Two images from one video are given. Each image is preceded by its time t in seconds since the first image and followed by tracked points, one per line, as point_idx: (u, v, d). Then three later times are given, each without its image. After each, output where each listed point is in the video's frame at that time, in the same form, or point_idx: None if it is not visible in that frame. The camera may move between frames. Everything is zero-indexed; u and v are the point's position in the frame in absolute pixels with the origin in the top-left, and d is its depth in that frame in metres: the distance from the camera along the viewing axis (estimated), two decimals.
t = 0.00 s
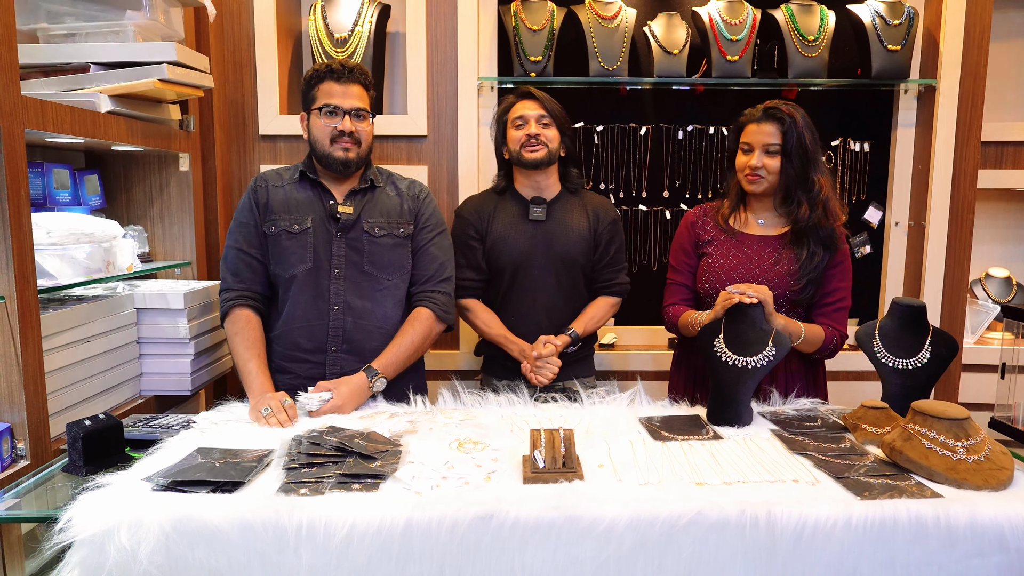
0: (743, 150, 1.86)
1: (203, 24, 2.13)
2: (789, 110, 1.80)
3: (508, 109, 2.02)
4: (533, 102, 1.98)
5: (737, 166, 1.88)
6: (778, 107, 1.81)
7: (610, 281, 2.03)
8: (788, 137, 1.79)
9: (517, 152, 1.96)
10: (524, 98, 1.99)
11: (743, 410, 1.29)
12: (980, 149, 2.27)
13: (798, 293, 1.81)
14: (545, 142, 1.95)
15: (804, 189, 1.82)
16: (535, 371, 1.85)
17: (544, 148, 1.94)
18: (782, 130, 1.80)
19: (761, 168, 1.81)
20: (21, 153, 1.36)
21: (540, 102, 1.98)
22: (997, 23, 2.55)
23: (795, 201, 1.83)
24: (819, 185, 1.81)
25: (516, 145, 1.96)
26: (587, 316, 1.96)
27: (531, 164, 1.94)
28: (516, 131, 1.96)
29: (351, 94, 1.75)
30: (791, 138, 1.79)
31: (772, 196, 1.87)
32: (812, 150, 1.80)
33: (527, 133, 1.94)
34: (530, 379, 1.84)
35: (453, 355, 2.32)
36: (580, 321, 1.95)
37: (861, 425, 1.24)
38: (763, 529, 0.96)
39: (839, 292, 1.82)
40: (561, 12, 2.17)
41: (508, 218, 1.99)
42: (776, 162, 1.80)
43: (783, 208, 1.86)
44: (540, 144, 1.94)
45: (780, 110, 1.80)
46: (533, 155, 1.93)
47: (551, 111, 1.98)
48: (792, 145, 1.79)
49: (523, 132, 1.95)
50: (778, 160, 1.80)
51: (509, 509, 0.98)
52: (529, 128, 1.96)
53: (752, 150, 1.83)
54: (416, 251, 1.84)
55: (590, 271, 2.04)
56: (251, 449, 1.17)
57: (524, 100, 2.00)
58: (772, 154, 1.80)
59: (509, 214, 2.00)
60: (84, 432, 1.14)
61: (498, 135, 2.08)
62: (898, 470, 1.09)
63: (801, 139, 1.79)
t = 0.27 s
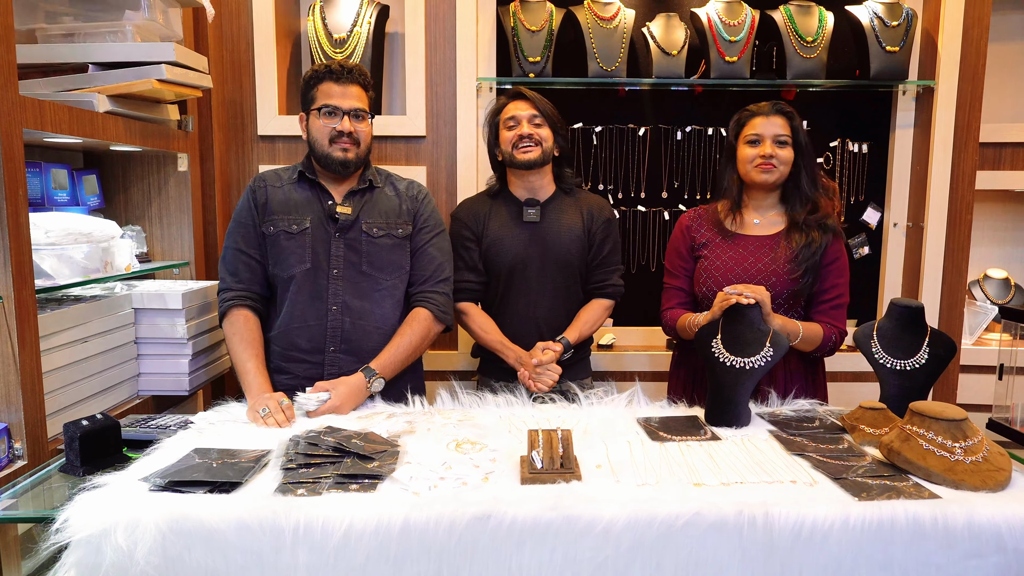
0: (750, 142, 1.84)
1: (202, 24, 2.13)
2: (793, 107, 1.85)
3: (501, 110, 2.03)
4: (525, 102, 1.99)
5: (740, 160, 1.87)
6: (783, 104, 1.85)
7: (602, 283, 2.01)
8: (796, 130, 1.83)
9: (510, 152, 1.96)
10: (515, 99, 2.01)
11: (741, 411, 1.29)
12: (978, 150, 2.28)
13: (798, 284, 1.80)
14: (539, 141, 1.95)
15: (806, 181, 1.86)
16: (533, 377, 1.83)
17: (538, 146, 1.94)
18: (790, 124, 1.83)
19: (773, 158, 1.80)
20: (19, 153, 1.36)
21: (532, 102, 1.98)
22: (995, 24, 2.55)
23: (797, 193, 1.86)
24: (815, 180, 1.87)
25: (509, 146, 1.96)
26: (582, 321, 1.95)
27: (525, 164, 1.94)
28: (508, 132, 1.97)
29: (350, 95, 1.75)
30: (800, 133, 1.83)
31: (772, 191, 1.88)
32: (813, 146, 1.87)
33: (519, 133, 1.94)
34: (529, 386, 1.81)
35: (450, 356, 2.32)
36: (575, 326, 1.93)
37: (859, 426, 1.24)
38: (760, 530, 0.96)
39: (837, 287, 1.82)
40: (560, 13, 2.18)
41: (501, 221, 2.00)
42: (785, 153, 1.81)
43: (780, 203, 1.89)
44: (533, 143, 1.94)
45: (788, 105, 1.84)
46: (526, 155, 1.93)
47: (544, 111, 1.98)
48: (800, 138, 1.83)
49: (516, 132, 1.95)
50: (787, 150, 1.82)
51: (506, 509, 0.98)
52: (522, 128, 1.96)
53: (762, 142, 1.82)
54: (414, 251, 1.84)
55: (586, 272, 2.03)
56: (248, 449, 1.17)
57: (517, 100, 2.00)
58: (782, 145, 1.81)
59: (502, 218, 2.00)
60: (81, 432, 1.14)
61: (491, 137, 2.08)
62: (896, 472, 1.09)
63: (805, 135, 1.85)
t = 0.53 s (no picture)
0: (725, 146, 1.87)
1: (198, 21, 2.12)
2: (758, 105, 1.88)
3: (496, 109, 2.04)
4: (519, 101, 1.99)
5: (721, 165, 1.88)
6: (750, 104, 1.88)
7: (600, 283, 2.01)
8: (767, 125, 1.85)
9: (505, 151, 1.95)
10: (510, 97, 2.01)
11: (738, 410, 1.29)
12: (975, 149, 2.28)
13: (796, 277, 1.80)
14: (534, 140, 1.94)
15: (788, 174, 1.86)
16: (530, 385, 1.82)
17: (534, 145, 1.93)
18: (759, 121, 1.85)
19: (751, 155, 1.81)
20: (13, 150, 1.35)
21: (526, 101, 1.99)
22: (992, 24, 2.56)
23: (783, 188, 1.87)
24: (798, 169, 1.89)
25: (504, 145, 1.96)
26: (579, 324, 1.96)
27: (520, 162, 1.93)
28: (503, 131, 1.96)
29: (347, 92, 1.75)
30: (771, 127, 1.85)
31: (760, 190, 1.89)
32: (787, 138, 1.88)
33: (514, 132, 1.94)
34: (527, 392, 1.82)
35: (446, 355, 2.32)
36: (571, 331, 1.94)
37: (855, 425, 1.24)
38: (757, 529, 0.96)
39: (834, 281, 1.82)
40: (557, 11, 2.17)
41: (498, 220, 2.00)
42: (763, 146, 1.82)
43: (771, 199, 1.90)
44: (529, 141, 1.94)
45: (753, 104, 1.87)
46: (521, 154, 1.93)
47: (538, 109, 1.99)
48: (772, 132, 1.85)
49: (511, 131, 1.95)
50: (763, 144, 1.82)
51: (502, 508, 0.97)
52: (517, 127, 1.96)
53: (736, 143, 1.84)
54: (410, 250, 1.84)
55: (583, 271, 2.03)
56: (243, 448, 1.17)
57: (510, 100, 2.01)
58: (757, 141, 1.83)
59: (498, 218, 2.00)
60: (75, 430, 1.14)
61: (486, 137, 2.09)
62: (893, 471, 1.09)
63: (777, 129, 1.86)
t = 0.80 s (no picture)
0: (716, 144, 1.88)
1: (190, 14, 2.10)
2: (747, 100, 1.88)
3: (486, 106, 2.02)
4: (508, 98, 1.97)
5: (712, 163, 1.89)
6: (739, 100, 1.88)
7: (595, 278, 2.01)
8: (758, 121, 1.85)
9: (500, 151, 1.95)
10: (499, 93, 2.00)
11: (731, 404, 1.29)
12: (967, 145, 2.29)
13: (789, 272, 1.81)
14: (528, 137, 1.94)
15: (780, 169, 1.86)
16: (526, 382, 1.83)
17: (528, 142, 1.93)
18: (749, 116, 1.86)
19: (741, 151, 1.82)
20: (4, 143, 1.34)
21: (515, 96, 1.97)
22: (985, 21, 2.57)
23: (775, 182, 1.87)
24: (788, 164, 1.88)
25: (498, 144, 1.96)
26: (574, 322, 1.96)
27: (516, 161, 1.94)
28: (497, 130, 1.96)
29: (340, 87, 1.74)
30: (762, 122, 1.85)
31: (752, 186, 1.89)
32: (778, 132, 1.88)
33: (507, 131, 1.94)
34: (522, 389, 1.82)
35: (440, 350, 2.31)
36: (566, 329, 1.94)
37: (849, 420, 1.24)
38: (751, 522, 0.97)
39: (827, 276, 1.83)
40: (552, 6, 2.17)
41: (492, 215, 2.00)
42: (753, 143, 1.83)
43: (762, 194, 1.90)
44: (522, 138, 1.93)
45: (742, 100, 1.87)
46: (515, 153, 1.93)
47: (529, 104, 1.97)
48: (763, 127, 1.85)
49: (504, 129, 1.94)
50: (754, 140, 1.83)
51: (498, 502, 0.97)
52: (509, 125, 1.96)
53: (727, 141, 1.85)
54: (404, 245, 1.83)
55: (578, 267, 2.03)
56: (237, 443, 1.16)
57: (501, 97, 1.99)
58: (748, 137, 1.83)
59: (492, 213, 2.00)
60: (68, 426, 1.13)
61: (479, 132, 2.08)
62: (886, 464, 1.09)
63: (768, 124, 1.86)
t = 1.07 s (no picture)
0: (712, 143, 1.88)
1: (185, 10, 2.10)
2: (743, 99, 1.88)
3: (488, 100, 2.02)
4: (511, 94, 1.96)
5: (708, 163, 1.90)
6: (734, 99, 1.88)
7: (591, 275, 2.01)
8: (753, 120, 1.85)
9: (498, 148, 1.95)
10: (503, 89, 1.98)
11: (728, 401, 1.30)
12: (962, 143, 2.30)
13: (784, 270, 1.82)
14: (527, 136, 1.94)
15: (775, 168, 1.87)
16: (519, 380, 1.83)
17: (527, 142, 1.93)
18: (744, 116, 1.86)
19: (737, 152, 1.83)
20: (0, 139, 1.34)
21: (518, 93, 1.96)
22: (980, 19, 2.58)
23: (772, 181, 1.87)
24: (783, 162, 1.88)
25: (497, 140, 1.96)
26: (569, 323, 1.96)
27: (513, 160, 1.94)
28: (497, 126, 1.96)
29: (335, 83, 1.74)
30: (757, 122, 1.85)
31: (748, 185, 1.89)
32: (774, 131, 1.88)
33: (507, 128, 1.93)
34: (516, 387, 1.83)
35: (437, 347, 2.32)
36: (562, 328, 1.94)
37: (844, 416, 1.25)
38: (748, 517, 0.97)
39: (822, 274, 1.84)
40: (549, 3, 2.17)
41: (489, 213, 2.00)
42: (749, 142, 1.83)
43: (759, 193, 1.90)
44: (522, 137, 1.93)
45: (737, 99, 1.87)
46: (513, 151, 1.93)
47: (531, 102, 1.96)
48: (758, 126, 1.85)
49: (504, 126, 1.94)
50: (749, 140, 1.83)
51: (496, 498, 0.98)
52: (510, 122, 1.95)
53: (722, 141, 1.86)
54: (401, 241, 1.83)
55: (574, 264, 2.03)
56: (235, 440, 1.16)
57: (503, 92, 1.98)
58: (743, 137, 1.84)
59: (489, 211, 2.00)
60: (66, 422, 1.13)
61: (479, 127, 2.08)
62: (881, 460, 1.10)
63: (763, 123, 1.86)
